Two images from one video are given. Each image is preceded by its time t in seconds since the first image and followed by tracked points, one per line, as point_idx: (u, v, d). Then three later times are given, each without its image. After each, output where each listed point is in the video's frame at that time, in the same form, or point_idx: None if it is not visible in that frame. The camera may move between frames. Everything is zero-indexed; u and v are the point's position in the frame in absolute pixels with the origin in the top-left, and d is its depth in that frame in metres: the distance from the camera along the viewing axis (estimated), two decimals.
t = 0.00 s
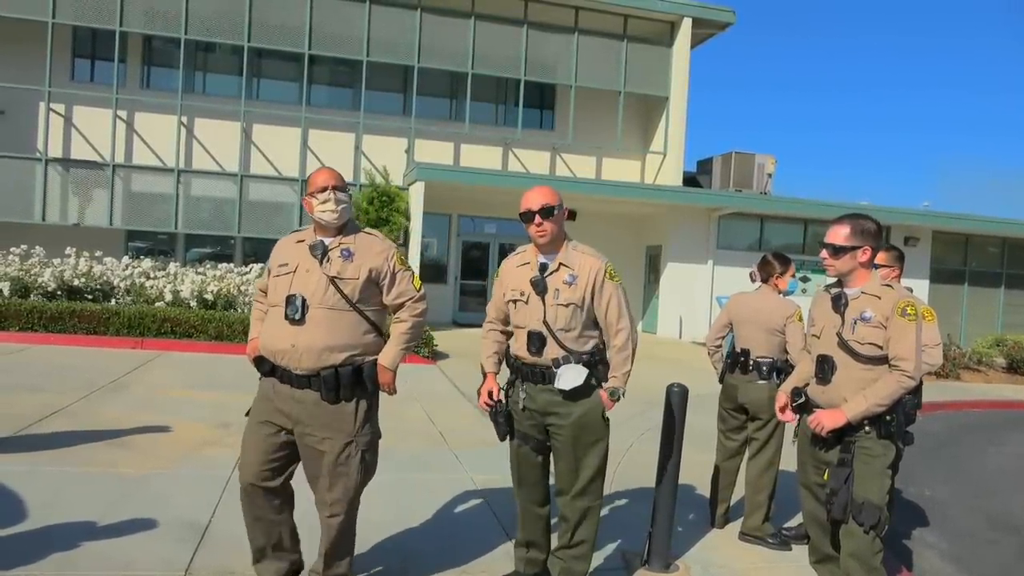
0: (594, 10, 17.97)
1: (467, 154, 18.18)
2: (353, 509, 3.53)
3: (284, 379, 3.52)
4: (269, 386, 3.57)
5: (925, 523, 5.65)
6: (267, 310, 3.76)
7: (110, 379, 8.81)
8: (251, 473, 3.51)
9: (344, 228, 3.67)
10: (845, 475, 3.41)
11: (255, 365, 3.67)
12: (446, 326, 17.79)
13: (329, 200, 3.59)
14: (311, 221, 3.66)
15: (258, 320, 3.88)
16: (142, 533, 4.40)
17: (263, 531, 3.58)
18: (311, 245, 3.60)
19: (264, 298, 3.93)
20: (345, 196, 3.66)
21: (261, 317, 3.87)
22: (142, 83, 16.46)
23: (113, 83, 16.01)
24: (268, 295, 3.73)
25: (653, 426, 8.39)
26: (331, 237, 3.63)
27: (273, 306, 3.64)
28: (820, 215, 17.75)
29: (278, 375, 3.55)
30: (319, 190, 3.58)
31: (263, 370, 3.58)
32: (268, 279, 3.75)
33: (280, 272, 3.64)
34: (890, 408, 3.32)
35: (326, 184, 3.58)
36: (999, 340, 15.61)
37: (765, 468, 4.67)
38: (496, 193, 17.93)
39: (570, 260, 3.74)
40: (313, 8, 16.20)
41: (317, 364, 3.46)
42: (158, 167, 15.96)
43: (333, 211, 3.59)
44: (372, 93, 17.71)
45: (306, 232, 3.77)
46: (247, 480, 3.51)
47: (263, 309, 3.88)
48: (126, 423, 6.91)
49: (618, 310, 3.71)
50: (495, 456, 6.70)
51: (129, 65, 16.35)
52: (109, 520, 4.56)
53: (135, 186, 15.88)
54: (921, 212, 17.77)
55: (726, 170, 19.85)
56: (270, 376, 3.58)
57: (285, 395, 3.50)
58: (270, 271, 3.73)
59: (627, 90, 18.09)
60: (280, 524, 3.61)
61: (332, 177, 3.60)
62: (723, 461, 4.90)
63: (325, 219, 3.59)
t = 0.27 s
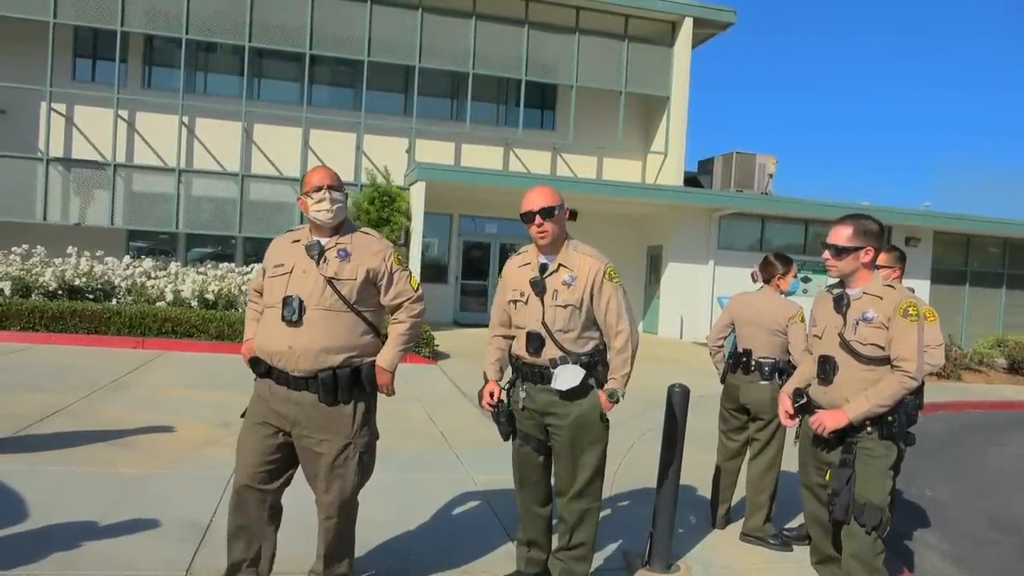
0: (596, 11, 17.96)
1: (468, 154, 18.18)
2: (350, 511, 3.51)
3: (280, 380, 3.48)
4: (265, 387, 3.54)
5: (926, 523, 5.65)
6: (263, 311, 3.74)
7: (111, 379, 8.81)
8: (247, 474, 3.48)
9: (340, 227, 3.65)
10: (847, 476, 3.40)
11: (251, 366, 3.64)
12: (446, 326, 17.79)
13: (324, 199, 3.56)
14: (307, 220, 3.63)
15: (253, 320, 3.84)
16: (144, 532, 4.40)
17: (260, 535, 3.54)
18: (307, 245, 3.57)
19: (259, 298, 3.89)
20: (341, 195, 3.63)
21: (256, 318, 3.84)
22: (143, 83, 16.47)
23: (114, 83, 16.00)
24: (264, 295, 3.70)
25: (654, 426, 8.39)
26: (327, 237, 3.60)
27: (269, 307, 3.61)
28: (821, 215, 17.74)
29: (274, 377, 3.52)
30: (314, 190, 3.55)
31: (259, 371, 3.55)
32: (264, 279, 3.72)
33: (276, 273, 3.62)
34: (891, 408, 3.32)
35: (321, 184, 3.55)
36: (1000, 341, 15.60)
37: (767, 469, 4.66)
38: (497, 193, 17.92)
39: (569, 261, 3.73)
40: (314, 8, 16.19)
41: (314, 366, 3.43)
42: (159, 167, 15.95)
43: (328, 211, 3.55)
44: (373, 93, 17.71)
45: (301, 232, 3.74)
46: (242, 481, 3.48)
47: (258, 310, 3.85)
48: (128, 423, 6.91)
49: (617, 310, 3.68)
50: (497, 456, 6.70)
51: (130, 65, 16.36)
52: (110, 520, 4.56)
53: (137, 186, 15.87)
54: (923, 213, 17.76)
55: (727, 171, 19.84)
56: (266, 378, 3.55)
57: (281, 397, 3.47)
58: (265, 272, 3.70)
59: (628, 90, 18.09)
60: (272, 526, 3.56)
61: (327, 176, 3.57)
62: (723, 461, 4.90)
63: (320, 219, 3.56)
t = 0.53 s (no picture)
0: (598, 11, 17.96)
1: (470, 154, 18.18)
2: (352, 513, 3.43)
3: (276, 386, 3.34)
4: (260, 392, 3.40)
5: (932, 523, 5.63)
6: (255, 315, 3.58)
7: (114, 380, 8.81)
8: (245, 484, 3.35)
9: (333, 227, 3.50)
10: (853, 476, 3.40)
11: (244, 372, 3.49)
12: (449, 326, 17.79)
13: (316, 198, 3.42)
14: (298, 221, 3.49)
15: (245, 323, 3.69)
16: (148, 533, 4.40)
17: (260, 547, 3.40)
18: (299, 246, 3.42)
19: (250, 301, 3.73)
20: (333, 195, 3.49)
21: (248, 322, 3.67)
22: (145, 83, 16.49)
23: (117, 83, 16.02)
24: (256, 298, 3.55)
25: (657, 426, 8.38)
26: (319, 238, 3.46)
27: (262, 310, 3.46)
28: (824, 214, 17.73)
29: (269, 382, 3.37)
30: (305, 190, 3.42)
31: (253, 376, 3.41)
32: (255, 282, 3.57)
33: (269, 275, 3.46)
34: (897, 408, 3.31)
35: (312, 183, 3.42)
36: (1004, 340, 15.57)
37: (772, 468, 4.65)
38: (500, 193, 17.92)
39: (571, 261, 3.71)
40: (316, 8, 16.20)
41: (311, 370, 3.29)
42: (162, 167, 15.99)
43: (319, 211, 3.41)
44: (375, 93, 17.72)
45: (293, 232, 3.60)
46: (240, 490, 3.35)
47: (250, 313, 3.68)
48: (131, 423, 6.91)
49: (619, 309, 3.62)
50: (500, 456, 6.69)
51: (133, 65, 16.38)
52: (115, 521, 4.55)
53: (139, 187, 15.90)
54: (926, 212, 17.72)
55: (730, 170, 19.82)
56: (260, 384, 3.41)
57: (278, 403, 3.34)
58: (257, 274, 3.54)
59: (631, 90, 18.08)
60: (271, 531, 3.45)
61: (318, 175, 3.44)
62: (729, 461, 4.89)
63: (312, 219, 3.42)
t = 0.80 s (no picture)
0: (600, 10, 17.96)
1: (473, 154, 18.19)
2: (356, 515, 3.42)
3: (275, 392, 3.32)
4: (259, 397, 3.37)
5: (941, 521, 5.61)
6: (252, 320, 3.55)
7: (120, 383, 8.83)
8: (247, 490, 3.33)
9: (328, 229, 3.47)
10: (862, 474, 3.38)
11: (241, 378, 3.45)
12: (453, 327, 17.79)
13: (311, 201, 3.40)
14: (293, 223, 3.47)
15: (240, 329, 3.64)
16: (156, 536, 4.40)
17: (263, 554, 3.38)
18: (296, 249, 3.40)
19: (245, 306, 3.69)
20: (328, 197, 3.47)
21: (244, 326, 3.60)
22: (148, 87, 16.53)
23: (120, 87, 16.06)
24: (252, 303, 3.52)
25: (663, 425, 8.37)
26: (315, 240, 3.44)
27: (260, 315, 3.44)
28: (829, 211, 17.69)
29: (268, 388, 3.34)
30: (300, 192, 3.40)
31: (252, 382, 3.38)
32: (251, 286, 3.53)
33: (265, 279, 3.43)
34: (905, 406, 3.30)
35: (307, 185, 3.40)
36: (1011, 336, 15.50)
37: (779, 467, 4.64)
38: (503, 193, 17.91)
39: (576, 261, 3.70)
40: (318, 10, 16.22)
41: (311, 375, 3.26)
42: (166, 171, 16.03)
43: (315, 213, 3.39)
44: (377, 94, 17.73)
45: (288, 235, 3.57)
46: (241, 496, 3.33)
47: (244, 317, 3.61)
48: (138, 426, 6.92)
49: (625, 308, 3.60)
50: (507, 456, 6.68)
51: (136, 69, 16.42)
52: (122, 524, 4.56)
53: (144, 190, 15.95)
54: (931, 208, 17.67)
55: (733, 168, 19.79)
56: (259, 390, 3.37)
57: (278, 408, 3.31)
58: (252, 277, 3.51)
59: (633, 89, 18.06)
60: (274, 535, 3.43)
61: (313, 177, 3.42)
62: (736, 460, 4.88)
63: (308, 221, 3.40)
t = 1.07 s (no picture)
0: (612, 9, 17.92)
1: (486, 154, 18.21)
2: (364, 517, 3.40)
3: (279, 396, 3.27)
4: (261, 402, 3.32)
5: (962, 523, 5.55)
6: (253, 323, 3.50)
7: (138, 383, 8.90)
8: (251, 497, 3.28)
9: (328, 230, 3.44)
10: (883, 476, 3.35)
11: (243, 383, 3.39)
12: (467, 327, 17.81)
13: (309, 201, 3.36)
14: (292, 224, 3.43)
15: (240, 333, 3.59)
16: (176, 535, 4.43)
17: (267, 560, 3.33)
18: (296, 250, 3.37)
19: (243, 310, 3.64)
20: (326, 197, 3.44)
21: (244, 331, 3.58)
22: (164, 89, 16.65)
23: (136, 90, 16.19)
24: (252, 307, 3.47)
25: (679, 426, 8.34)
26: (315, 241, 3.40)
27: (261, 318, 3.40)
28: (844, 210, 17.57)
29: (273, 392, 3.29)
30: (298, 193, 3.37)
31: (253, 387, 3.32)
32: (251, 289, 3.49)
33: (266, 281, 3.39)
34: (927, 407, 3.27)
35: (305, 185, 3.38)
36: None
37: (799, 468, 4.61)
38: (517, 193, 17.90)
39: (593, 262, 3.69)
40: (331, 12, 16.29)
41: (316, 378, 3.22)
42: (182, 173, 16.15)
43: (313, 214, 3.36)
44: (390, 95, 17.78)
45: (286, 237, 3.54)
46: (245, 504, 3.27)
47: (244, 321, 3.60)
48: (156, 426, 6.98)
49: (642, 309, 3.58)
50: (522, 457, 6.68)
51: (151, 72, 16.55)
52: (142, 523, 4.60)
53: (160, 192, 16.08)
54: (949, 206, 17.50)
55: (748, 167, 19.69)
56: (261, 394, 3.32)
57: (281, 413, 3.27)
58: (252, 280, 3.47)
59: (647, 88, 18.02)
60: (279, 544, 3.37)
61: (312, 177, 3.40)
62: (754, 461, 4.86)
63: (306, 222, 3.37)
